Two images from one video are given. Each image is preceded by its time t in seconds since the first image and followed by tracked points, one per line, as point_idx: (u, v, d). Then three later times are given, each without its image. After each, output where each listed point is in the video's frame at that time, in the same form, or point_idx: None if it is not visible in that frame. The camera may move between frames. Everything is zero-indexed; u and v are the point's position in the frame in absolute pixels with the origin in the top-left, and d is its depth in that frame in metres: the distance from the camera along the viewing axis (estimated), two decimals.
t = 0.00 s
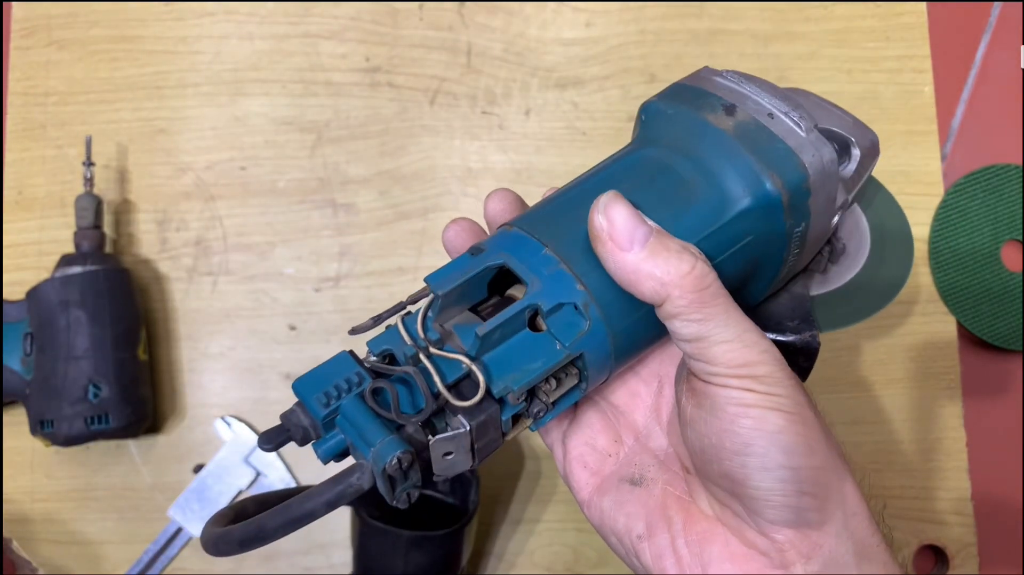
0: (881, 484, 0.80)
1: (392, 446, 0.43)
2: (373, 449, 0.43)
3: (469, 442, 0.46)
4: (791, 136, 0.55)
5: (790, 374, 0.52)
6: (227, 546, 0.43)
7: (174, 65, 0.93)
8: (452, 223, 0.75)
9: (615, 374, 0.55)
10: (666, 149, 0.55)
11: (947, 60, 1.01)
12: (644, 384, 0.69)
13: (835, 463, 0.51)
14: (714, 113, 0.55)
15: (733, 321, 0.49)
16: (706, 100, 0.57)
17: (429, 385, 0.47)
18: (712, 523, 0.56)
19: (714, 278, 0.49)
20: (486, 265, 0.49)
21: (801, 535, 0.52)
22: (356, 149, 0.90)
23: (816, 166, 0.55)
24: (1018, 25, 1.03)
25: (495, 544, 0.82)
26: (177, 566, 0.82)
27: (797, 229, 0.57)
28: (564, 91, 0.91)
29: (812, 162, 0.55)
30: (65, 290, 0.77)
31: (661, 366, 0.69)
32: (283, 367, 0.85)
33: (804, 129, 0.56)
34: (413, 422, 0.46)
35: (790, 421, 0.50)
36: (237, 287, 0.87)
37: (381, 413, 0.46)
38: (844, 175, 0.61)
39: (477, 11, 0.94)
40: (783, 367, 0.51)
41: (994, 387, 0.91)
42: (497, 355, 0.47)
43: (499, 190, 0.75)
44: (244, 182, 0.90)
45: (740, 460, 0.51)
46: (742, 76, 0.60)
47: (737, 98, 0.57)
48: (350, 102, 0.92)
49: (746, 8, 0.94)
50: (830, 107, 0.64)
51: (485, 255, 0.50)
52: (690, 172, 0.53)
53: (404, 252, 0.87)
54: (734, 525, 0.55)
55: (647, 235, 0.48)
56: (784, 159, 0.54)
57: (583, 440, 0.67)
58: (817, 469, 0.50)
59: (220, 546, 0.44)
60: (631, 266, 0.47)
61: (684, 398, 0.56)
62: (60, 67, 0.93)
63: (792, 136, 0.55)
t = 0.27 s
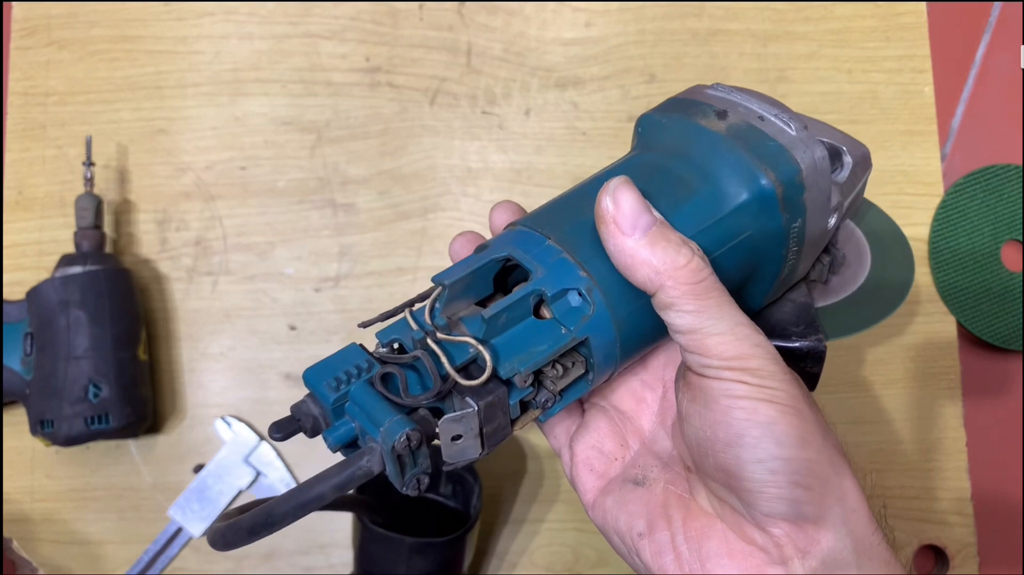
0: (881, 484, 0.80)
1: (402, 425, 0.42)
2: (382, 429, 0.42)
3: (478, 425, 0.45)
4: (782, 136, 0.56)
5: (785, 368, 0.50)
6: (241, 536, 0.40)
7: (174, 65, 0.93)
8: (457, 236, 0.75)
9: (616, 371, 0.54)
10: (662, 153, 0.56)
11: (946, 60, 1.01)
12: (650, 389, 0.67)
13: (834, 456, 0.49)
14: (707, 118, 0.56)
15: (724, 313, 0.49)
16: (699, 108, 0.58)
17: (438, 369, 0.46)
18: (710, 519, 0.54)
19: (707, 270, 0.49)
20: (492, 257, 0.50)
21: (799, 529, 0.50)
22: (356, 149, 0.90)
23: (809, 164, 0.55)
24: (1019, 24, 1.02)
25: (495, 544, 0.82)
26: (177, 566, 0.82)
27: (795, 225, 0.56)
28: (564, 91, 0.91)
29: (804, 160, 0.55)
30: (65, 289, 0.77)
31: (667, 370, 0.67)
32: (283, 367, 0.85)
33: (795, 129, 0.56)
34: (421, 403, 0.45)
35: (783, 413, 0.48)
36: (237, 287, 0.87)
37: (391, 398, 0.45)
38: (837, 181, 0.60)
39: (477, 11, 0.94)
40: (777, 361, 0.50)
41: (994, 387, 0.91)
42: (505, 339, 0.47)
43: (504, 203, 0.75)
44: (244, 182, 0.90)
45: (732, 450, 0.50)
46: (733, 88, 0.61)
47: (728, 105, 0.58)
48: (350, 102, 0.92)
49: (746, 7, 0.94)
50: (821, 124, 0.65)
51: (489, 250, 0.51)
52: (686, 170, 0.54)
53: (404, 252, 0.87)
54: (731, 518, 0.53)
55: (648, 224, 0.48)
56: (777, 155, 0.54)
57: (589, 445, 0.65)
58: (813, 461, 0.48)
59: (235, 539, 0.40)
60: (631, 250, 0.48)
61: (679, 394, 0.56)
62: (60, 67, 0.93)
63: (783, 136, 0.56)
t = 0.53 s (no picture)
0: (881, 484, 0.80)
1: (403, 415, 0.42)
2: (384, 420, 0.42)
3: (479, 417, 0.45)
4: (780, 139, 0.56)
5: (783, 366, 0.51)
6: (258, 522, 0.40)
7: (174, 65, 0.94)
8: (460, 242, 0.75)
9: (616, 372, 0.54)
10: (661, 158, 0.56)
11: (946, 60, 1.01)
12: (653, 393, 0.67)
13: (833, 453, 0.49)
14: (705, 123, 0.56)
15: (721, 312, 0.49)
16: (698, 113, 0.58)
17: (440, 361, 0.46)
18: (710, 518, 0.54)
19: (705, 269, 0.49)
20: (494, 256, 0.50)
21: (798, 527, 0.50)
22: (357, 149, 0.91)
23: (809, 167, 0.55)
24: (1019, 25, 1.03)
25: (496, 544, 0.82)
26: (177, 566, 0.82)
27: (795, 228, 0.56)
28: (564, 91, 0.91)
29: (803, 163, 0.55)
30: (65, 289, 0.77)
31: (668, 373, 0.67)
32: (283, 367, 0.85)
33: (793, 133, 0.56)
34: (425, 395, 0.45)
35: (780, 411, 0.48)
36: (237, 287, 0.87)
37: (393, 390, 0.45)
38: (835, 187, 0.60)
39: (477, 11, 0.94)
40: (775, 359, 0.50)
41: (994, 387, 0.91)
42: (506, 333, 0.47)
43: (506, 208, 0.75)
44: (244, 182, 0.90)
45: (730, 449, 0.50)
46: (731, 95, 0.61)
47: (726, 111, 0.58)
48: (350, 102, 0.92)
49: (746, 7, 0.94)
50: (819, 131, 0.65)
51: (491, 250, 0.51)
52: (685, 174, 0.54)
53: (404, 252, 0.87)
54: (731, 517, 0.53)
55: (649, 223, 0.48)
56: (776, 157, 0.54)
57: (591, 446, 0.65)
58: (811, 459, 0.48)
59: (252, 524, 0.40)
60: (630, 250, 0.48)
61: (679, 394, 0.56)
62: (60, 67, 0.93)
63: (781, 139, 0.56)
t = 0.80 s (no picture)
0: (881, 484, 0.80)
1: (399, 410, 0.42)
2: (381, 414, 0.42)
3: (477, 413, 0.45)
4: (787, 136, 0.55)
5: (787, 365, 0.51)
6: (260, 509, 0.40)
7: (174, 65, 0.94)
8: (464, 235, 0.76)
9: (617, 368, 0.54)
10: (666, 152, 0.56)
11: (946, 60, 1.01)
12: (654, 388, 0.67)
13: (836, 452, 0.49)
14: (712, 118, 0.56)
15: (725, 309, 0.49)
16: (705, 107, 0.58)
17: (439, 355, 0.46)
18: (711, 515, 0.53)
19: (708, 268, 0.49)
20: (495, 249, 0.50)
21: (799, 526, 0.50)
22: (357, 149, 0.91)
23: (816, 165, 0.55)
24: (1019, 25, 1.03)
25: (496, 544, 0.82)
26: (177, 567, 0.82)
27: (799, 226, 0.56)
28: (564, 91, 0.91)
29: (810, 160, 0.55)
30: (65, 289, 0.77)
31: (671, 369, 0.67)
32: (283, 367, 0.85)
33: (801, 129, 0.56)
34: (422, 390, 0.45)
35: (783, 409, 0.49)
36: (237, 287, 0.87)
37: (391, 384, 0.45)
38: (844, 184, 0.59)
39: (477, 11, 0.94)
40: (779, 358, 0.50)
41: (994, 387, 0.91)
42: (506, 328, 0.47)
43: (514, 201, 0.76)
44: (244, 182, 0.90)
45: (733, 446, 0.50)
46: (740, 88, 0.61)
47: (733, 106, 0.57)
48: (349, 102, 0.92)
49: (746, 7, 0.94)
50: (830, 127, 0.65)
51: (493, 243, 0.51)
52: (689, 169, 0.54)
53: (404, 252, 0.87)
54: (732, 514, 0.52)
55: (652, 220, 0.48)
56: (782, 154, 0.54)
57: (592, 440, 0.65)
58: (814, 458, 0.48)
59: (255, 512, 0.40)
60: (632, 246, 0.48)
61: (682, 391, 0.56)
62: (60, 67, 0.93)
63: (788, 135, 0.55)
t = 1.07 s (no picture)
0: (881, 484, 0.79)
1: (409, 403, 0.42)
2: (390, 407, 0.42)
3: (487, 406, 0.45)
4: (801, 133, 0.55)
5: (801, 364, 0.51)
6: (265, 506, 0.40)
7: (174, 65, 0.94)
8: (473, 228, 0.75)
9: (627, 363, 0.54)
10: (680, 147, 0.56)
11: (946, 60, 1.01)
12: (664, 385, 0.67)
13: (849, 453, 0.49)
14: (726, 113, 0.56)
15: (739, 307, 0.49)
16: (719, 103, 0.58)
17: (449, 349, 0.46)
18: (723, 514, 0.53)
19: (721, 266, 0.49)
20: (507, 243, 0.50)
21: (811, 526, 0.49)
22: (357, 149, 0.91)
23: (830, 162, 0.55)
24: (1019, 25, 1.03)
25: (497, 544, 0.82)
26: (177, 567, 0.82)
27: (812, 224, 0.56)
28: (564, 91, 0.91)
29: (824, 157, 0.54)
30: (65, 290, 0.77)
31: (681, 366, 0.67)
32: (284, 367, 0.85)
33: (816, 126, 0.56)
34: (432, 382, 0.45)
35: (797, 408, 0.49)
36: (238, 287, 0.87)
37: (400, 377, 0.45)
38: (857, 183, 0.59)
39: (477, 11, 0.95)
40: (793, 357, 0.50)
41: (994, 388, 0.91)
42: (518, 322, 0.47)
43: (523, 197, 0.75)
44: (244, 182, 0.90)
45: (746, 445, 0.50)
46: (755, 84, 0.61)
47: (748, 102, 0.57)
48: (349, 102, 0.92)
49: (746, 8, 0.94)
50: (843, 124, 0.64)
51: (506, 236, 0.51)
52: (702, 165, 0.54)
53: (404, 252, 0.87)
54: (743, 514, 0.52)
55: (667, 216, 0.48)
56: (797, 151, 0.54)
57: (600, 436, 0.64)
58: (827, 457, 0.48)
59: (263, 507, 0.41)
60: (645, 242, 0.48)
61: (694, 389, 0.56)
62: (60, 67, 0.94)
63: (802, 133, 0.55)
